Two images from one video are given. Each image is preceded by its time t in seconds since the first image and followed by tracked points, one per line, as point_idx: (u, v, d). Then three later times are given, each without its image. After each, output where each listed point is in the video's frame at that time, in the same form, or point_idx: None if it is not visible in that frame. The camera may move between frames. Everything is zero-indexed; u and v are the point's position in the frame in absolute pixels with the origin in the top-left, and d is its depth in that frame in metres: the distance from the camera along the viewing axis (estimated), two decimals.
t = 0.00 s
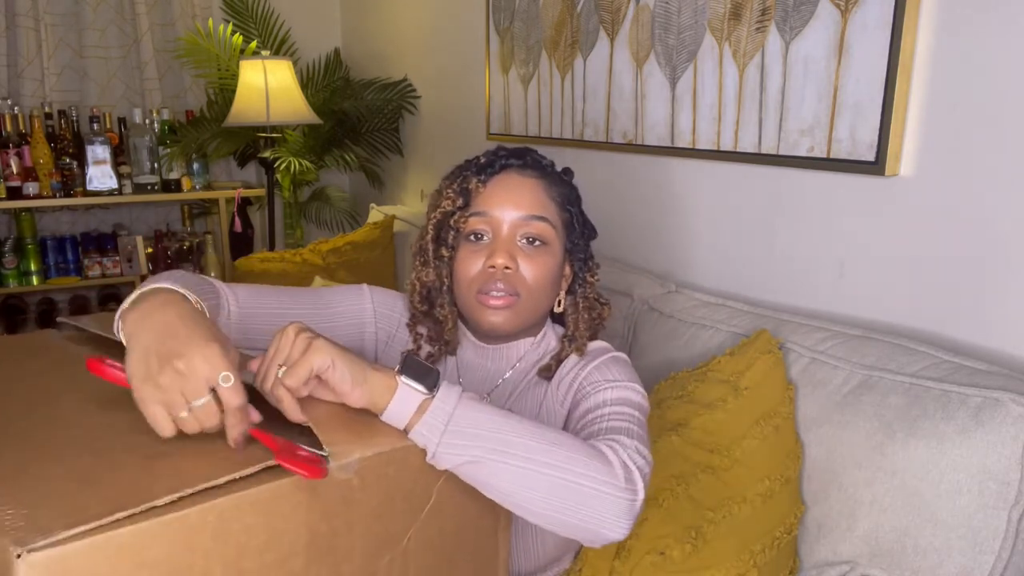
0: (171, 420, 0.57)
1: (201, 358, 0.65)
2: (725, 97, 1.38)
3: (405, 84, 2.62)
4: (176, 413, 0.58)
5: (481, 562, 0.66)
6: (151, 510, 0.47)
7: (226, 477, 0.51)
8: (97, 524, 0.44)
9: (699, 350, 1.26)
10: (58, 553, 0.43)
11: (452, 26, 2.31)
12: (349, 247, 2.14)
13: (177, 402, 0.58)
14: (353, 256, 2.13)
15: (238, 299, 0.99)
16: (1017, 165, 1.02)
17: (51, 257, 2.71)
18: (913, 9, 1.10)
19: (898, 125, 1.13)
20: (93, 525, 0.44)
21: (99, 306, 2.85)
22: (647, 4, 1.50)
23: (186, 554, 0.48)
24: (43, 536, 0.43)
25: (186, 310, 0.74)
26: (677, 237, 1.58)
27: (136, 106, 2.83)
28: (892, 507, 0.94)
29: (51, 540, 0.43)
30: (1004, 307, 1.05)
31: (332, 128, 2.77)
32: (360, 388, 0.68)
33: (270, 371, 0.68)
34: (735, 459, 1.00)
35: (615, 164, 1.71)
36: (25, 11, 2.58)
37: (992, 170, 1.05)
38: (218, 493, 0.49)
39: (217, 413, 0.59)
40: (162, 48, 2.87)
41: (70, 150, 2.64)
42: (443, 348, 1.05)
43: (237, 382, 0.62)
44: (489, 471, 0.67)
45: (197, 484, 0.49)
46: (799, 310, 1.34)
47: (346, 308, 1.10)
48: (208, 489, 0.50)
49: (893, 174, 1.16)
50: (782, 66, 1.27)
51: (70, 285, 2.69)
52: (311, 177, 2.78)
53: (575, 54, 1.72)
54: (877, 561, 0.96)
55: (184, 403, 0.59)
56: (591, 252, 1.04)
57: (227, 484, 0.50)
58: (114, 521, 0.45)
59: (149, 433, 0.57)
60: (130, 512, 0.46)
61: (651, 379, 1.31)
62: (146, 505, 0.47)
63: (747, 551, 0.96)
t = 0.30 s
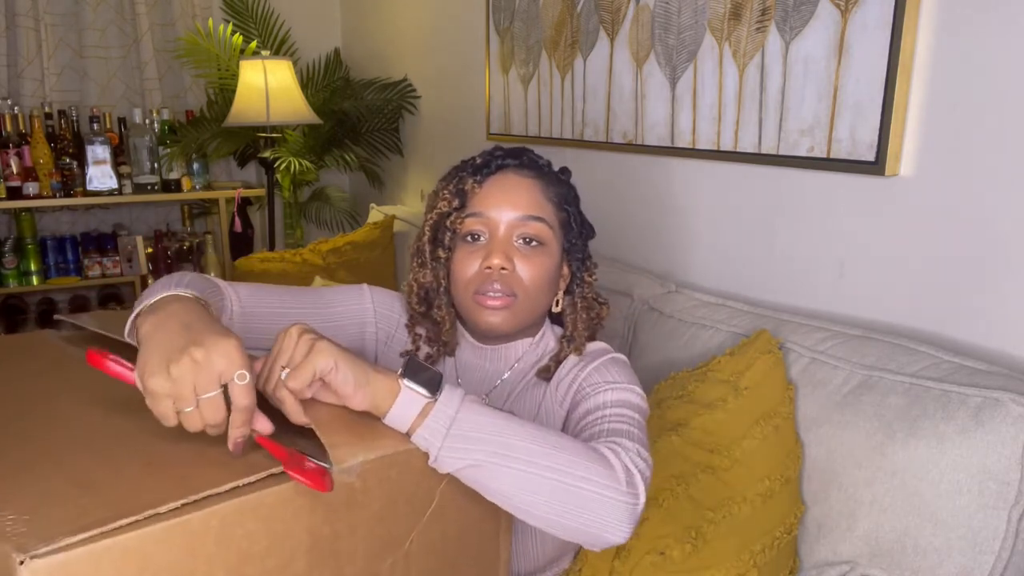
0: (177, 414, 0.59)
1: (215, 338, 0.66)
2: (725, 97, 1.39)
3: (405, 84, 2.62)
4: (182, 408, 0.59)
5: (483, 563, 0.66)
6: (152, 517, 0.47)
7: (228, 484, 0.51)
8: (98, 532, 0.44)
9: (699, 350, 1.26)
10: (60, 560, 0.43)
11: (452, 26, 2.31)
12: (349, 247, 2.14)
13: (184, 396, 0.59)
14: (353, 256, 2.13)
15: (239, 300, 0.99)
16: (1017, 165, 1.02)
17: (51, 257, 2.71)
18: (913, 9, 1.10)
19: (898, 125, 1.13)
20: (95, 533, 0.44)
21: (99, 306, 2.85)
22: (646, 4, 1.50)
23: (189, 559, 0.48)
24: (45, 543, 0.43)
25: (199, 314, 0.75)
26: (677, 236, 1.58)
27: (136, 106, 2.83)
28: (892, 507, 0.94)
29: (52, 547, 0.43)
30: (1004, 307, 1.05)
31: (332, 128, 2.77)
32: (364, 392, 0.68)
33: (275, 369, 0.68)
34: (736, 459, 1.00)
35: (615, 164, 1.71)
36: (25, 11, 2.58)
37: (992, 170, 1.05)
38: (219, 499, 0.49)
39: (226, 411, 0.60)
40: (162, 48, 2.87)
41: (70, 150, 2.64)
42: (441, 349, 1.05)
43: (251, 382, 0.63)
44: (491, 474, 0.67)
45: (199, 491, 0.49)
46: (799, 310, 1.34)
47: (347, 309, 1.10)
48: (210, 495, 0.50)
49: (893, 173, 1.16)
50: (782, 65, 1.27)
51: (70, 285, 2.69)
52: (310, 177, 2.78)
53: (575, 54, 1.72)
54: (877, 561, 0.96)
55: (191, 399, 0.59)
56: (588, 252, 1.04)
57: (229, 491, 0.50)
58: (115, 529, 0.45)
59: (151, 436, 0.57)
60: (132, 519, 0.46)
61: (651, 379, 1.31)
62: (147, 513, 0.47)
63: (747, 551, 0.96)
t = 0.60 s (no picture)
0: (178, 401, 0.61)
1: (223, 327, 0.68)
2: (725, 97, 1.39)
3: (405, 84, 2.62)
4: (183, 396, 0.61)
5: (483, 563, 0.66)
6: (150, 516, 0.47)
7: (226, 483, 0.51)
8: (97, 532, 0.44)
9: (699, 350, 1.26)
10: (58, 561, 0.43)
11: (452, 27, 2.31)
12: (349, 247, 2.14)
13: (186, 384, 0.61)
14: (353, 256, 2.13)
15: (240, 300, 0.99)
16: (1017, 165, 1.02)
17: (51, 257, 2.71)
18: (913, 9, 1.10)
19: (898, 125, 1.13)
20: (93, 533, 0.44)
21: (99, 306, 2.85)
22: (647, 4, 1.50)
23: (188, 560, 0.48)
24: (43, 543, 0.43)
25: (209, 308, 0.78)
26: (677, 236, 1.58)
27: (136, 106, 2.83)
28: (892, 507, 0.94)
29: (50, 547, 0.43)
30: (1004, 306, 1.05)
31: (332, 128, 2.77)
32: (364, 394, 0.68)
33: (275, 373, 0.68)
34: (735, 459, 1.00)
35: (615, 164, 1.71)
36: (25, 11, 2.58)
37: (992, 170, 1.05)
38: (218, 499, 0.49)
39: (227, 400, 0.61)
40: (162, 48, 2.87)
41: (70, 150, 2.64)
42: (441, 349, 1.05)
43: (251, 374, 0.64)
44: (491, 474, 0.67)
45: (198, 490, 0.49)
46: (799, 310, 1.34)
47: (349, 308, 1.10)
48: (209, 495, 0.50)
49: (893, 174, 1.16)
50: (783, 65, 1.27)
51: (70, 285, 2.69)
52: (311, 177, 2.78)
53: (575, 54, 1.72)
54: (877, 561, 0.96)
55: (192, 386, 0.61)
56: (588, 253, 1.04)
57: (228, 490, 0.50)
58: (114, 529, 0.45)
59: (151, 436, 0.57)
60: (131, 518, 0.46)
61: (651, 379, 1.31)
62: (146, 512, 0.47)
63: (747, 551, 0.96)
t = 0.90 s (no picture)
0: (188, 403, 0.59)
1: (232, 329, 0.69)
2: (725, 97, 1.39)
3: (405, 84, 2.62)
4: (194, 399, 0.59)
5: (483, 563, 0.67)
6: (152, 514, 0.47)
7: (228, 481, 0.51)
8: (99, 529, 0.45)
9: (699, 350, 1.26)
10: (60, 559, 0.43)
11: (452, 27, 2.31)
12: (349, 247, 2.14)
13: (199, 387, 0.60)
14: (353, 256, 2.13)
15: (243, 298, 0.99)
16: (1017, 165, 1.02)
17: (51, 257, 2.72)
18: (913, 9, 1.10)
19: (898, 125, 1.13)
20: (95, 530, 0.44)
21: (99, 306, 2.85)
22: (647, 4, 1.50)
23: (190, 558, 0.49)
24: (46, 541, 0.43)
25: (217, 309, 0.78)
26: (676, 236, 1.58)
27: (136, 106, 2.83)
28: (892, 507, 0.94)
29: (53, 545, 0.43)
30: (1004, 306, 1.05)
31: (332, 128, 2.77)
32: (365, 394, 0.68)
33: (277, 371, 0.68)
34: (736, 458, 1.00)
35: (614, 164, 1.71)
36: (25, 11, 2.58)
37: (992, 170, 1.05)
38: (219, 497, 0.49)
39: (239, 407, 0.59)
40: (162, 48, 2.87)
41: (70, 150, 2.64)
42: (441, 349, 1.05)
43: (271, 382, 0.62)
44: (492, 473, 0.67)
45: (199, 488, 0.50)
46: (799, 310, 1.34)
47: (351, 307, 1.10)
48: (210, 493, 0.50)
49: (893, 174, 1.16)
50: (783, 65, 1.27)
51: (70, 285, 2.69)
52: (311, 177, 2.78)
53: (575, 54, 1.72)
54: (877, 561, 0.96)
55: (204, 391, 0.59)
56: (588, 253, 1.04)
57: (229, 488, 0.50)
58: (116, 527, 0.45)
59: (152, 435, 0.57)
60: (133, 516, 0.46)
61: (651, 379, 1.31)
62: (148, 510, 0.47)
63: (747, 551, 0.96)
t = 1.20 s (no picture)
0: (201, 418, 0.58)
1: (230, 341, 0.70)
2: (725, 97, 1.39)
3: (405, 84, 2.62)
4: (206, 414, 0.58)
5: (484, 563, 0.66)
6: (156, 513, 0.47)
7: (231, 480, 0.51)
8: (103, 527, 0.45)
9: (699, 350, 1.26)
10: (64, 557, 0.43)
11: (452, 27, 2.31)
12: (349, 247, 2.14)
13: (210, 401, 0.59)
14: (353, 256, 2.13)
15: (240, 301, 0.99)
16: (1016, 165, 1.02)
17: (51, 257, 2.72)
18: (913, 8, 1.10)
19: (898, 125, 1.13)
20: (99, 528, 0.44)
21: (99, 306, 2.85)
22: (647, 4, 1.50)
23: (193, 557, 0.48)
24: (50, 538, 0.43)
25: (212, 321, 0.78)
26: (676, 236, 1.58)
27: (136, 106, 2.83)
28: (892, 507, 0.94)
29: (57, 543, 0.43)
30: (1004, 306, 1.05)
31: (332, 128, 2.77)
32: (367, 393, 0.68)
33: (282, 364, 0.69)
34: (735, 459, 1.00)
35: (614, 164, 1.71)
36: (25, 11, 2.58)
37: (991, 170, 1.05)
38: (222, 496, 0.49)
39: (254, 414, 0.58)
40: (162, 48, 2.87)
41: (70, 150, 2.64)
42: (440, 350, 1.05)
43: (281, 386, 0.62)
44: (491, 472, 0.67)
45: (202, 487, 0.49)
46: (798, 310, 1.34)
47: (349, 309, 1.10)
48: (213, 491, 0.50)
49: (892, 174, 1.16)
50: (783, 65, 1.27)
51: (70, 285, 2.69)
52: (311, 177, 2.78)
53: (575, 53, 1.72)
54: (877, 561, 0.96)
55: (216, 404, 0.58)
56: (588, 253, 1.04)
57: (232, 487, 0.50)
58: (120, 525, 0.45)
59: (152, 435, 0.57)
60: (137, 514, 0.46)
61: (651, 379, 1.31)
62: (151, 508, 0.47)
63: (747, 551, 0.96)
